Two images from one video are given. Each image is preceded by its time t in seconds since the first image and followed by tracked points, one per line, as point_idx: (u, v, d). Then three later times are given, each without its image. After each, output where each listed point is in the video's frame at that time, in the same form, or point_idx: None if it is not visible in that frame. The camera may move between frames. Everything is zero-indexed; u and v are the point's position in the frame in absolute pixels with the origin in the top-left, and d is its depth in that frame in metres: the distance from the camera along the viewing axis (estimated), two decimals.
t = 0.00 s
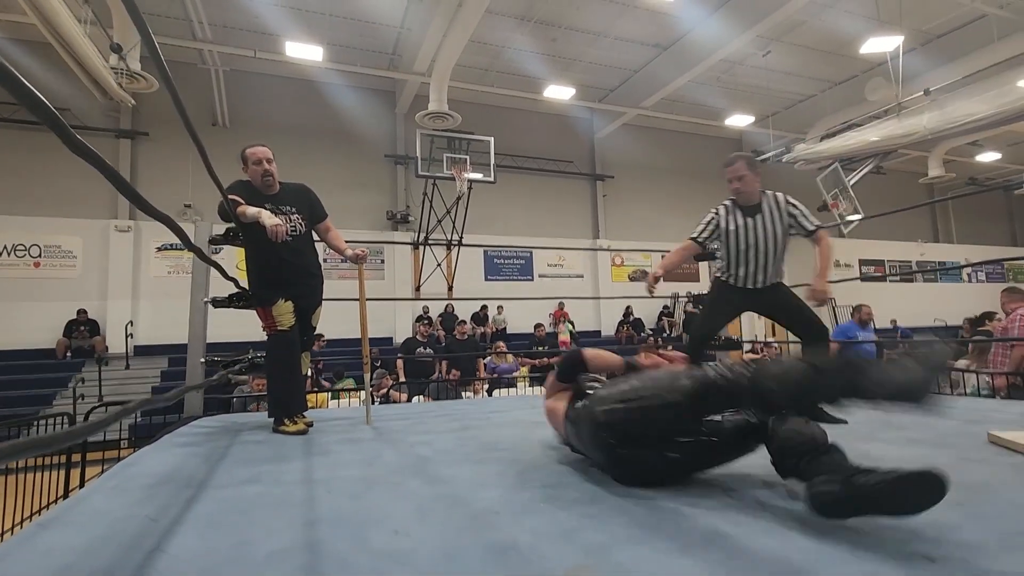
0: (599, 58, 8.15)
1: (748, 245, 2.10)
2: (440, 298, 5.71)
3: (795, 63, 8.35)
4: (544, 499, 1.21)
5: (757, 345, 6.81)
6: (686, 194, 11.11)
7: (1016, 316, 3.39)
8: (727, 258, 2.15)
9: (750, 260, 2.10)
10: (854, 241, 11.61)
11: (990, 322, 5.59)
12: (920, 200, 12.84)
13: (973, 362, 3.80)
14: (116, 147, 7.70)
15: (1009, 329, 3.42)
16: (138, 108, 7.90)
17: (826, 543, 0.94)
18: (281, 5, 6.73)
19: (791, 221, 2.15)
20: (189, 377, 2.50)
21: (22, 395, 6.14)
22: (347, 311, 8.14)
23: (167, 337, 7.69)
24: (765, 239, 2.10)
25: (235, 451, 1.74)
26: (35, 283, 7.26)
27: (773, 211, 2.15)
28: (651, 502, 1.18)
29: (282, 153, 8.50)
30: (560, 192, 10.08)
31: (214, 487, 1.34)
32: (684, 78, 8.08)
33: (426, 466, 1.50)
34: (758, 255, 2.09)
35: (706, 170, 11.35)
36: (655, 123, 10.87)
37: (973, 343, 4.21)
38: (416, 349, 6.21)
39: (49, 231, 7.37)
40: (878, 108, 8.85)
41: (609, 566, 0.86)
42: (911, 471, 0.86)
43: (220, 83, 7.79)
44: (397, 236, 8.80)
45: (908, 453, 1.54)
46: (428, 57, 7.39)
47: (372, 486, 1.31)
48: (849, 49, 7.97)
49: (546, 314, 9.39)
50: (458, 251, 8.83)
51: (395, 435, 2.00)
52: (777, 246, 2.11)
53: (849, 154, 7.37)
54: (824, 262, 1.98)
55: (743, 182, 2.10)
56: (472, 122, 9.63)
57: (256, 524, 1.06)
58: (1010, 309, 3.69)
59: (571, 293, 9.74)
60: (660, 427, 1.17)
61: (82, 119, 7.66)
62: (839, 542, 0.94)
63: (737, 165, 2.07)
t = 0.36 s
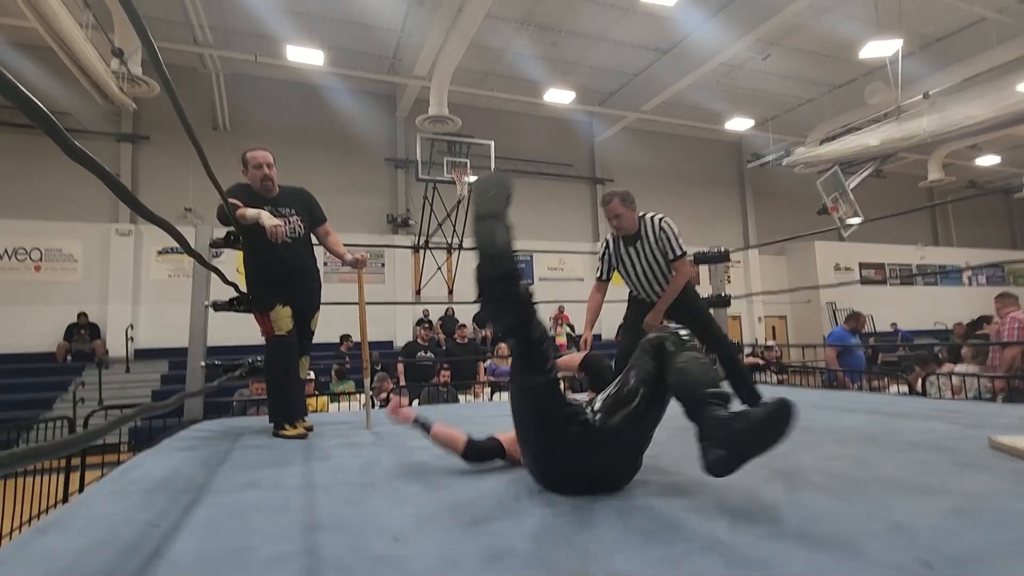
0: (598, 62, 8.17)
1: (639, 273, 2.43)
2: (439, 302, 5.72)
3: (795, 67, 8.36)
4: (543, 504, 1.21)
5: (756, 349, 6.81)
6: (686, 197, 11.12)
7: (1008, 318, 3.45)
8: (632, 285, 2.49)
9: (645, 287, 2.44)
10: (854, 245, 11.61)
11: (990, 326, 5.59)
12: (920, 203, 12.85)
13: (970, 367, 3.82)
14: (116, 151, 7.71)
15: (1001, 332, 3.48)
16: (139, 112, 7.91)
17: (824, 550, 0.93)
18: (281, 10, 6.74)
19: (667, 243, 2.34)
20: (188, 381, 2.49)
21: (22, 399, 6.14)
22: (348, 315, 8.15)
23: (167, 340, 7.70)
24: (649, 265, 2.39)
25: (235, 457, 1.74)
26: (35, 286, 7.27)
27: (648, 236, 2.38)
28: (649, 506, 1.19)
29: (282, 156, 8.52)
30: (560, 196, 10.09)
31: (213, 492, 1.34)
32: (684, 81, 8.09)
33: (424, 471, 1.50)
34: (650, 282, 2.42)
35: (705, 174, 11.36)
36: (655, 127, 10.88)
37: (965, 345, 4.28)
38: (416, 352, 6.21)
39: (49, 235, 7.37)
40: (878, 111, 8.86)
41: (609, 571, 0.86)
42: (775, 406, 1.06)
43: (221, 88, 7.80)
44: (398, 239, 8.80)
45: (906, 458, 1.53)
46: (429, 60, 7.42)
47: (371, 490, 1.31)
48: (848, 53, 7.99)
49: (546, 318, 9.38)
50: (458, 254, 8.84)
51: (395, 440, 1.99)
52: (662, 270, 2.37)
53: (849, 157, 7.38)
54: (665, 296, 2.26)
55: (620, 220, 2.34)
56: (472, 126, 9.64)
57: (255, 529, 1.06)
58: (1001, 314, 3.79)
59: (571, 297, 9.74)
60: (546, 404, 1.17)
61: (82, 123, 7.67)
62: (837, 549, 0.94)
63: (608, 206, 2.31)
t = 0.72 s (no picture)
0: (599, 65, 8.19)
1: (608, 268, 2.32)
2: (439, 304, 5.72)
3: (795, 70, 8.38)
4: (542, 508, 1.21)
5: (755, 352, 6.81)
6: (686, 200, 11.13)
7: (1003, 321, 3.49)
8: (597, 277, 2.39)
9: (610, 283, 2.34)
10: (855, 247, 11.61)
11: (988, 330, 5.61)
12: (920, 206, 12.86)
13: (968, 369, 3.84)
14: (117, 152, 7.72)
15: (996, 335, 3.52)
16: (140, 114, 7.91)
17: (824, 553, 0.93)
18: (281, 12, 6.75)
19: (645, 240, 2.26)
20: (188, 383, 2.48)
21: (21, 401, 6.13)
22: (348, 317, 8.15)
23: (167, 342, 7.69)
24: (622, 262, 2.28)
25: (234, 459, 1.74)
26: (35, 287, 7.26)
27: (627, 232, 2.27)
28: (647, 509, 1.19)
29: (283, 157, 8.52)
30: (561, 198, 10.10)
31: (212, 494, 1.34)
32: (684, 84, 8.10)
33: (420, 472, 1.50)
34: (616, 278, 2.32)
35: (705, 176, 11.37)
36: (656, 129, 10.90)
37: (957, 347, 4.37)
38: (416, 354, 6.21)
39: (50, 237, 7.38)
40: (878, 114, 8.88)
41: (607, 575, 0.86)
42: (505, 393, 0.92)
43: (222, 90, 7.81)
44: (398, 241, 8.81)
45: (905, 461, 1.53)
46: (429, 62, 7.44)
47: (371, 493, 1.31)
48: (848, 56, 8.01)
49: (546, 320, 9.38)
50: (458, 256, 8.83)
51: (394, 442, 1.99)
52: (634, 267, 2.28)
53: (849, 160, 7.38)
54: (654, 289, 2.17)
55: (599, 211, 2.20)
56: (472, 127, 9.65)
57: (254, 532, 1.06)
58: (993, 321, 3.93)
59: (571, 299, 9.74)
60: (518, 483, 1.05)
61: (83, 125, 7.68)
62: (836, 552, 0.94)
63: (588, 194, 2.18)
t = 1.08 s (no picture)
0: (599, 65, 8.18)
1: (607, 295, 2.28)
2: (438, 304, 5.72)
3: (795, 70, 8.38)
4: (542, 510, 1.21)
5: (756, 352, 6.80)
6: (686, 200, 11.12)
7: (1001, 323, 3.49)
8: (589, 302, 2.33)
9: (605, 309, 2.30)
10: (855, 247, 11.60)
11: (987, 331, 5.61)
12: (921, 206, 12.85)
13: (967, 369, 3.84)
14: (117, 152, 7.73)
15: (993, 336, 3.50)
16: (140, 114, 7.92)
17: (825, 553, 0.93)
18: (282, 12, 6.75)
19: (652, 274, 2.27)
20: (188, 383, 2.48)
21: (21, 401, 6.13)
22: (348, 317, 8.16)
23: (167, 342, 7.69)
24: (625, 291, 2.26)
25: (234, 459, 1.73)
26: (35, 287, 7.26)
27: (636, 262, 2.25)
28: (647, 510, 1.18)
29: (283, 157, 8.52)
30: (561, 198, 10.10)
31: (212, 494, 1.34)
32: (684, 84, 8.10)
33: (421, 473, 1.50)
34: (613, 305, 2.28)
35: (705, 176, 11.37)
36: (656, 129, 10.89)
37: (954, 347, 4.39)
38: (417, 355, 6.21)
39: (51, 237, 7.38)
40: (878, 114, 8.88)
41: None
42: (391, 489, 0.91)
43: (223, 90, 7.81)
44: (398, 241, 8.80)
45: (905, 461, 1.53)
46: (430, 62, 7.45)
47: (370, 494, 1.31)
48: (848, 56, 8.01)
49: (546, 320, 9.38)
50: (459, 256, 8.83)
51: (393, 442, 1.99)
52: (633, 297, 2.27)
53: (851, 160, 7.36)
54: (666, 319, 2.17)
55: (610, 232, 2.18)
56: (473, 128, 9.65)
57: (254, 533, 1.05)
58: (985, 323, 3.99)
59: (571, 299, 9.73)
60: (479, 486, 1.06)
61: (83, 125, 7.69)
62: (836, 554, 0.93)
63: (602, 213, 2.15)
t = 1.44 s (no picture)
0: (600, 64, 8.17)
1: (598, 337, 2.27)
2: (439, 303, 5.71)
3: (797, 69, 8.38)
4: (544, 509, 1.21)
5: (757, 351, 6.79)
6: (687, 200, 11.11)
7: (1003, 325, 3.48)
8: (577, 347, 2.28)
9: (598, 351, 2.27)
10: (857, 246, 11.58)
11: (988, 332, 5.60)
12: (922, 205, 12.83)
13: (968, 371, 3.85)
14: (118, 151, 7.74)
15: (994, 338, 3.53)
16: (141, 114, 7.93)
17: (827, 553, 0.93)
18: (283, 12, 6.75)
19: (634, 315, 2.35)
20: (190, 383, 2.48)
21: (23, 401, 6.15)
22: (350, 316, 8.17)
23: (168, 342, 7.69)
24: (613, 333, 2.29)
25: (236, 459, 1.74)
26: (37, 287, 7.27)
27: (620, 304, 2.31)
28: (649, 509, 1.19)
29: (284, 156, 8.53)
30: (562, 197, 10.09)
31: (214, 494, 1.34)
32: (686, 83, 8.08)
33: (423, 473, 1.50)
34: (604, 346, 2.27)
35: (707, 175, 11.35)
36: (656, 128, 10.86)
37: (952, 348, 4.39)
38: (418, 355, 6.21)
39: (52, 237, 7.39)
40: (880, 113, 8.85)
41: None
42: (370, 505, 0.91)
43: (223, 90, 7.82)
44: (399, 241, 8.81)
45: (908, 461, 1.53)
46: (431, 61, 7.44)
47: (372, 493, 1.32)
48: (850, 55, 7.99)
49: (547, 319, 9.37)
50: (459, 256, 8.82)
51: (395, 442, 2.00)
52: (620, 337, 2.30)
53: (853, 159, 7.34)
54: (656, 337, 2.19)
55: (600, 274, 2.18)
56: (473, 127, 9.64)
57: (256, 532, 1.06)
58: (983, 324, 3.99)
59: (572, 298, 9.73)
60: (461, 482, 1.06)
61: (85, 125, 7.70)
62: (839, 553, 0.93)
63: (596, 257, 2.16)
